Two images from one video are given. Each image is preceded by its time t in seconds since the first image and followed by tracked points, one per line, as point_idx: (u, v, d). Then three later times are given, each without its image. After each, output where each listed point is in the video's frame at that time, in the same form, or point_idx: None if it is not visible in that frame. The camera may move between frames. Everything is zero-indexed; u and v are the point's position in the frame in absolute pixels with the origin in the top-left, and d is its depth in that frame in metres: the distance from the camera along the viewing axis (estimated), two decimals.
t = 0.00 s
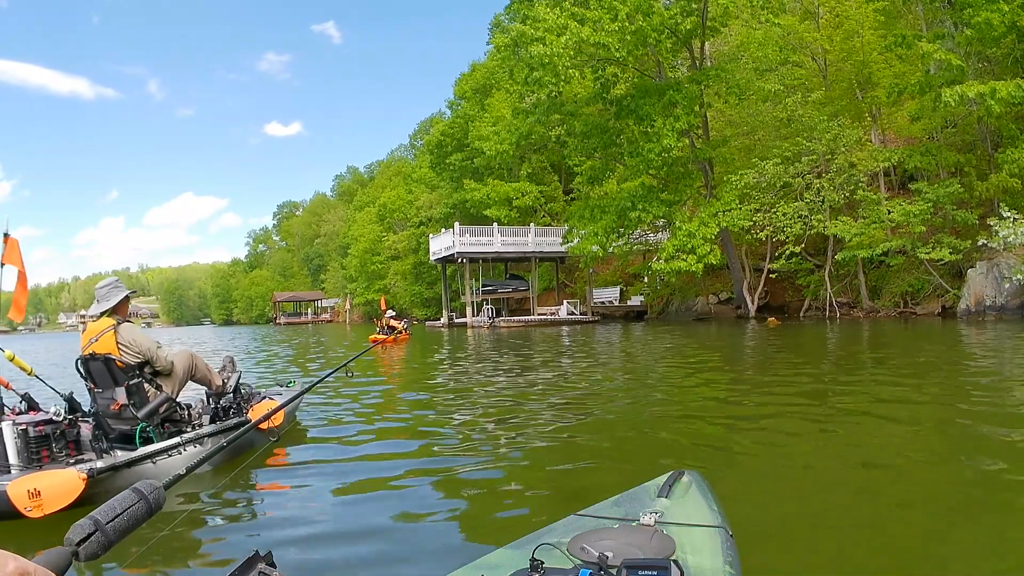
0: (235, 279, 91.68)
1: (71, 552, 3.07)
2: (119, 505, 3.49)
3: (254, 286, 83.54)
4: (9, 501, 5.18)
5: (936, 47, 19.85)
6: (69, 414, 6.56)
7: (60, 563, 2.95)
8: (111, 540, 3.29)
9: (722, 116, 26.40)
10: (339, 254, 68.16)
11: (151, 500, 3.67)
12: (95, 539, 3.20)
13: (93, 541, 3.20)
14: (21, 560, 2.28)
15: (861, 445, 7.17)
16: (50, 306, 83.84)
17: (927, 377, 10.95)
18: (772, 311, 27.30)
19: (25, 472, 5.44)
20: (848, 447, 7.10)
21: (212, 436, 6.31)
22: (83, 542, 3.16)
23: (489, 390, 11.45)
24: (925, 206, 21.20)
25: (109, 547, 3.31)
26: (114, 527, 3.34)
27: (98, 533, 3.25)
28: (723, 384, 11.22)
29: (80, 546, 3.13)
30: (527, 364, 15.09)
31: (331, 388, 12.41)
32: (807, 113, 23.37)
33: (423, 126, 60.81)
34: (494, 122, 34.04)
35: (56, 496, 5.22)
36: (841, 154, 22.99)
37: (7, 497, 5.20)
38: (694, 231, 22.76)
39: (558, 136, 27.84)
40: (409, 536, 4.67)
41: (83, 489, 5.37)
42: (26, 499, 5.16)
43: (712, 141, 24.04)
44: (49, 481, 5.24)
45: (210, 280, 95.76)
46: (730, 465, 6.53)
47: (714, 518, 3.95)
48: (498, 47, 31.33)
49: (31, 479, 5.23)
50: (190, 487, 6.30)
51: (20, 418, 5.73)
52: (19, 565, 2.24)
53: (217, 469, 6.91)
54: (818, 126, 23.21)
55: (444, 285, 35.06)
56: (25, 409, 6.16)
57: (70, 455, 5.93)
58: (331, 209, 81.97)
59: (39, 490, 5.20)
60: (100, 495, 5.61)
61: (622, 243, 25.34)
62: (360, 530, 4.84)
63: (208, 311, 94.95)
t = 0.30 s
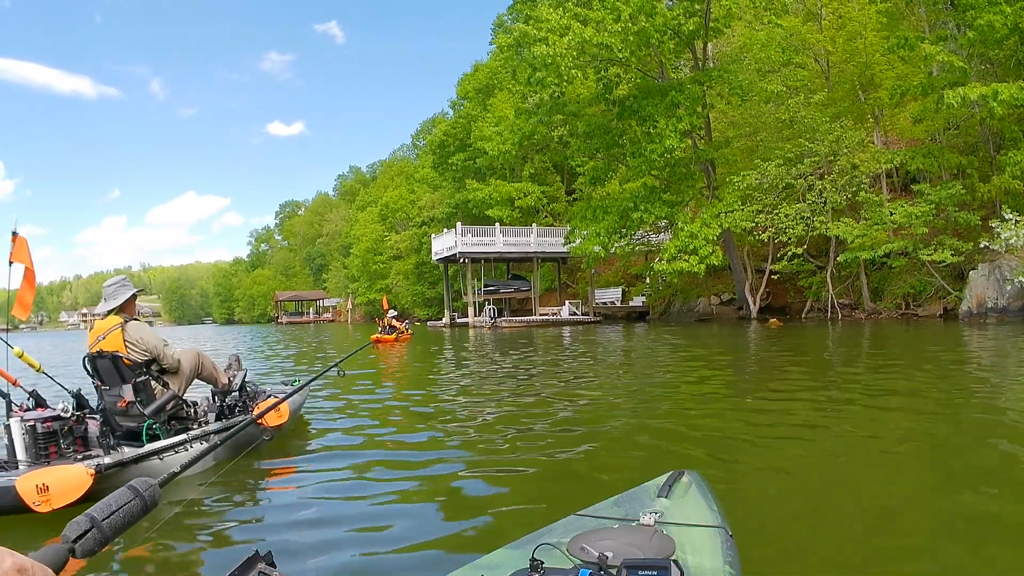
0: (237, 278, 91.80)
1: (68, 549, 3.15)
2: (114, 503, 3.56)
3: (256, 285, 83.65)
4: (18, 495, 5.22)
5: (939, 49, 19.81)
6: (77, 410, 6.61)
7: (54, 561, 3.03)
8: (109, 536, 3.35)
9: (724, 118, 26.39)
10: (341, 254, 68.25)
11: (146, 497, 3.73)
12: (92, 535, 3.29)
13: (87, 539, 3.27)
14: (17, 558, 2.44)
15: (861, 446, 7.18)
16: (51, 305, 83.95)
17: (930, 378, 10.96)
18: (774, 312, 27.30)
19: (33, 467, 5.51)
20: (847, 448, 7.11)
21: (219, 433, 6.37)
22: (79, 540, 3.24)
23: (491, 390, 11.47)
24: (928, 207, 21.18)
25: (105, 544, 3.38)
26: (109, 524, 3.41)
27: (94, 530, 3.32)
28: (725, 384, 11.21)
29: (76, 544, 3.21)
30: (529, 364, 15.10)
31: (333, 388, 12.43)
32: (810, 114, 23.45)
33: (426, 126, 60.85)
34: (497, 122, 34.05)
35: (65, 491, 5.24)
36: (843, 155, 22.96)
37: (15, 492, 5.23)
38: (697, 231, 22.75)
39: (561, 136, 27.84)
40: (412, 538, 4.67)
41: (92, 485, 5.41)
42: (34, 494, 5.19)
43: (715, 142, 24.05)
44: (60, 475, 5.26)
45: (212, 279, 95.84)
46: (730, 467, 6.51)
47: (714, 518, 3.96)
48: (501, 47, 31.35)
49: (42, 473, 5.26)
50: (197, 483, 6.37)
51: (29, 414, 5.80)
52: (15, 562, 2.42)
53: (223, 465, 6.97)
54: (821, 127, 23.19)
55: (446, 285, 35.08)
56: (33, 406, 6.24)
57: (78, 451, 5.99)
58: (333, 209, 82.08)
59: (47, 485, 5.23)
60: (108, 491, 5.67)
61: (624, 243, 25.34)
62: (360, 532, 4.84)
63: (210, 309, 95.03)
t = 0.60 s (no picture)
0: (240, 278, 91.97)
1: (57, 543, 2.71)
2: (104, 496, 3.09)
3: (259, 285, 83.81)
4: (26, 494, 5.28)
5: (940, 47, 19.78)
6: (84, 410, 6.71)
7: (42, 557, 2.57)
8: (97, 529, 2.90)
9: (727, 116, 26.39)
10: (343, 254, 68.31)
11: (137, 490, 3.24)
12: (83, 527, 2.85)
13: (79, 533, 2.81)
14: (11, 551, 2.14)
15: (862, 445, 7.19)
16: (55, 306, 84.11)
17: (933, 377, 10.96)
18: (776, 311, 27.31)
19: (42, 465, 5.61)
20: (847, 447, 7.12)
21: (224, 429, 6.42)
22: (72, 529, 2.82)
23: (493, 389, 11.50)
24: (930, 205, 21.15)
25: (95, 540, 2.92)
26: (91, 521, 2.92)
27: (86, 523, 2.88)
28: (727, 384, 11.23)
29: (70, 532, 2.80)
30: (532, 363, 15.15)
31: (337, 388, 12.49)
32: (812, 113, 23.39)
33: (428, 125, 60.90)
34: (499, 121, 34.07)
35: (73, 490, 5.30)
36: (845, 153, 22.96)
37: (24, 490, 5.29)
38: (699, 231, 22.75)
39: (563, 136, 27.84)
40: (415, 535, 4.69)
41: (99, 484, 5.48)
42: (43, 493, 5.24)
43: (717, 141, 24.02)
44: (67, 476, 5.31)
45: (215, 279, 96.04)
46: (730, 466, 6.52)
47: (714, 518, 3.99)
48: (502, 47, 31.37)
49: (49, 472, 5.31)
50: (206, 481, 6.44)
51: (37, 414, 5.90)
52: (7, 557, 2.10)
53: (231, 462, 7.04)
54: (823, 126, 23.20)
55: (449, 285, 35.11)
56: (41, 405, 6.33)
57: (85, 450, 6.07)
58: (336, 209, 82.20)
59: (56, 484, 5.28)
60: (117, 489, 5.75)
61: (627, 242, 25.37)
62: (363, 530, 4.86)
63: (214, 309, 95.24)
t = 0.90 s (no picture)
0: (242, 277, 92.06)
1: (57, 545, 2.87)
2: (104, 495, 3.28)
3: (261, 284, 83.93)
4: (33, 490, 5.31)
5: (942, 48, 19.77)
6: (90, 407, 6.70)
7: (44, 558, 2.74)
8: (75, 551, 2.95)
9: (729, 116, 26.36)
10: (345, 253, 68.35)
11: (136, 491, 3.41)
12: (82, 530, 3.01)
13: (77, 535, 2.99)
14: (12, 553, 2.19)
15: (862, 445, 7.21)
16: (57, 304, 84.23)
17: (934, 377, 10.97)
18: (778, 311, 27.28)
19: (48, 463, 5.62)
20: (848, 447, 7.13)
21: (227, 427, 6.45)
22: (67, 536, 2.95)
23: (496, 389, 11.54)
24: (932, 206, 21.15)
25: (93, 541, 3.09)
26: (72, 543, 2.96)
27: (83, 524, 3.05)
28: (727, 383, 11.26)
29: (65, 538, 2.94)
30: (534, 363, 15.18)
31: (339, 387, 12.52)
32: (814, 114, 23.39)
33: (430, 125, 60.91)
34: (501, 121, 34.07)
35: (79, 487, 5.31)
36: (847, 154, 22.95)
37: (31, 487, 5.31)
38: (701, 231, 22.74)
39: (565, 135, 27.86)
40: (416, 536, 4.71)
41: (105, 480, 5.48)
42: (49, 489, 5.26)
43: (719, 141, 24.02)
44: (72, 472, 5.33)
45: (217, 278, 96.05)
46: (730, 466, 6.55)
47: (713, 518, 4.01)
48: (505, 47, 31.36)
49: (55, 469, 5.33)
50: (210, 478, 6.47)
51: (43, 412, 5.90)
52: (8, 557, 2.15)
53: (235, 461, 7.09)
54: (825, 126, 23.20)
55: (451, 284, 35.17)
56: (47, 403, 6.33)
57: (92, 448, 6.07)
58: (338, 208, 82.27)
59: (62, 481, 5.29)
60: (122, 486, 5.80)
61: (629, 242, 25.34)
62: (364, 530, 4.88)
63: (215, 308, 95.21)
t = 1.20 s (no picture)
0: (243, 278, 92.12)
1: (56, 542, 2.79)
2: (99, 491, 3.21)
3: (262, 285, 83.97)
4: (38, 490, 5.36)
5: (942, 49, 19.76)
6: (95, 408, 6.75)
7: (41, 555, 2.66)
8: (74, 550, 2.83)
9: (730, 118, 26.37)
10: (346, 254, 68.37)
11: (132, 489, 3.34)
12: (78, 527, 2.93)
13: (74, 531, 2.90)
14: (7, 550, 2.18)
15: (864, 446, 7.21)
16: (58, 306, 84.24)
17: (936, 378, 10.96)
18: (779, 312, 27.28)
19: (53, 462, 5.67)
20: (850, 448, 7.13)
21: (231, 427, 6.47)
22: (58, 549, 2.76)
23: (498, 390, 11.55)
24: (932, 207, 21.14)
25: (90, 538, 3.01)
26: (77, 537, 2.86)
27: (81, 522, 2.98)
28: (729, 384, 11.24)
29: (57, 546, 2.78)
30: (536, 364, 15.18)
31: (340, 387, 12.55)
32: (815, 115, 23.41)
33: (431, 127, 60.98)
34: (502, 122, 34.07)
35: (83, 486, 5.34)
36: (848, 154, 22.94)
37: (36, 487, 5.37)
38: (702, 232, 22.74)
39: (566, 136, 27.86)
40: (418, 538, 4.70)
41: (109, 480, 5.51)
42: (54, 489, 5.32)
43: (720, 142, 24.02)
44: (77, 471, 5.36)
45: (218, 280, 96.10)
46: (731, 466, 6.55)
47: (713, 518, 4.00)
48: (506, 48, 31.39)
49: (60, 468, 5.38)
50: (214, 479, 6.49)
51: (48, 412, 5.94)
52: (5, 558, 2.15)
53: (239, 462, 7.11)
54: (825, 127, 23.21)
55: (452, 285, 35.18)
56: (53, 404, 6.38)
57: (97, 448, 6.10)
58: (339, 210, 82.36)
59: (67, 480, 5.34)
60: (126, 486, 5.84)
61: (630, 243, 25.35)
62: (366, 532, 4.87)
63: (217, 310, 95.24)
